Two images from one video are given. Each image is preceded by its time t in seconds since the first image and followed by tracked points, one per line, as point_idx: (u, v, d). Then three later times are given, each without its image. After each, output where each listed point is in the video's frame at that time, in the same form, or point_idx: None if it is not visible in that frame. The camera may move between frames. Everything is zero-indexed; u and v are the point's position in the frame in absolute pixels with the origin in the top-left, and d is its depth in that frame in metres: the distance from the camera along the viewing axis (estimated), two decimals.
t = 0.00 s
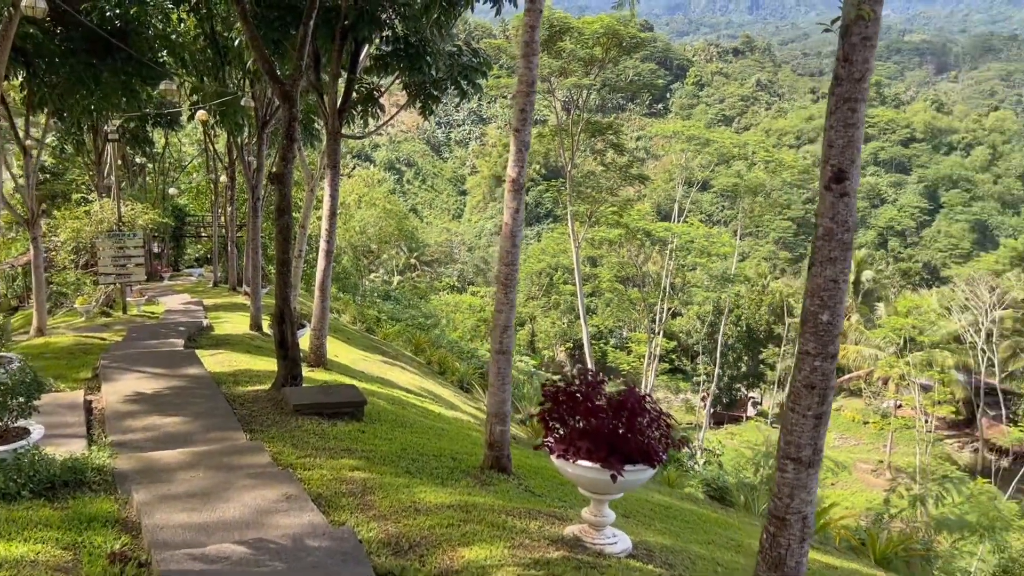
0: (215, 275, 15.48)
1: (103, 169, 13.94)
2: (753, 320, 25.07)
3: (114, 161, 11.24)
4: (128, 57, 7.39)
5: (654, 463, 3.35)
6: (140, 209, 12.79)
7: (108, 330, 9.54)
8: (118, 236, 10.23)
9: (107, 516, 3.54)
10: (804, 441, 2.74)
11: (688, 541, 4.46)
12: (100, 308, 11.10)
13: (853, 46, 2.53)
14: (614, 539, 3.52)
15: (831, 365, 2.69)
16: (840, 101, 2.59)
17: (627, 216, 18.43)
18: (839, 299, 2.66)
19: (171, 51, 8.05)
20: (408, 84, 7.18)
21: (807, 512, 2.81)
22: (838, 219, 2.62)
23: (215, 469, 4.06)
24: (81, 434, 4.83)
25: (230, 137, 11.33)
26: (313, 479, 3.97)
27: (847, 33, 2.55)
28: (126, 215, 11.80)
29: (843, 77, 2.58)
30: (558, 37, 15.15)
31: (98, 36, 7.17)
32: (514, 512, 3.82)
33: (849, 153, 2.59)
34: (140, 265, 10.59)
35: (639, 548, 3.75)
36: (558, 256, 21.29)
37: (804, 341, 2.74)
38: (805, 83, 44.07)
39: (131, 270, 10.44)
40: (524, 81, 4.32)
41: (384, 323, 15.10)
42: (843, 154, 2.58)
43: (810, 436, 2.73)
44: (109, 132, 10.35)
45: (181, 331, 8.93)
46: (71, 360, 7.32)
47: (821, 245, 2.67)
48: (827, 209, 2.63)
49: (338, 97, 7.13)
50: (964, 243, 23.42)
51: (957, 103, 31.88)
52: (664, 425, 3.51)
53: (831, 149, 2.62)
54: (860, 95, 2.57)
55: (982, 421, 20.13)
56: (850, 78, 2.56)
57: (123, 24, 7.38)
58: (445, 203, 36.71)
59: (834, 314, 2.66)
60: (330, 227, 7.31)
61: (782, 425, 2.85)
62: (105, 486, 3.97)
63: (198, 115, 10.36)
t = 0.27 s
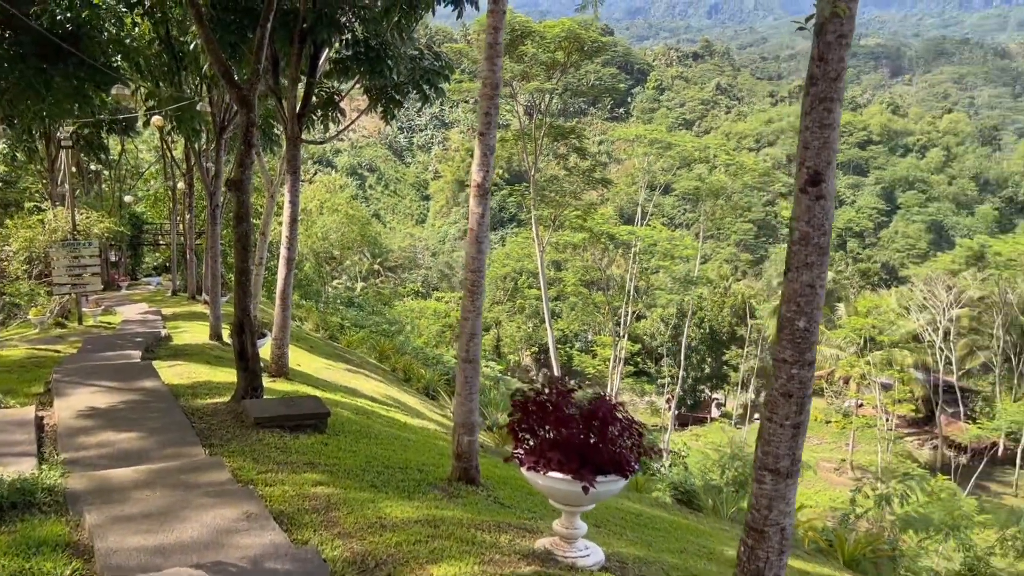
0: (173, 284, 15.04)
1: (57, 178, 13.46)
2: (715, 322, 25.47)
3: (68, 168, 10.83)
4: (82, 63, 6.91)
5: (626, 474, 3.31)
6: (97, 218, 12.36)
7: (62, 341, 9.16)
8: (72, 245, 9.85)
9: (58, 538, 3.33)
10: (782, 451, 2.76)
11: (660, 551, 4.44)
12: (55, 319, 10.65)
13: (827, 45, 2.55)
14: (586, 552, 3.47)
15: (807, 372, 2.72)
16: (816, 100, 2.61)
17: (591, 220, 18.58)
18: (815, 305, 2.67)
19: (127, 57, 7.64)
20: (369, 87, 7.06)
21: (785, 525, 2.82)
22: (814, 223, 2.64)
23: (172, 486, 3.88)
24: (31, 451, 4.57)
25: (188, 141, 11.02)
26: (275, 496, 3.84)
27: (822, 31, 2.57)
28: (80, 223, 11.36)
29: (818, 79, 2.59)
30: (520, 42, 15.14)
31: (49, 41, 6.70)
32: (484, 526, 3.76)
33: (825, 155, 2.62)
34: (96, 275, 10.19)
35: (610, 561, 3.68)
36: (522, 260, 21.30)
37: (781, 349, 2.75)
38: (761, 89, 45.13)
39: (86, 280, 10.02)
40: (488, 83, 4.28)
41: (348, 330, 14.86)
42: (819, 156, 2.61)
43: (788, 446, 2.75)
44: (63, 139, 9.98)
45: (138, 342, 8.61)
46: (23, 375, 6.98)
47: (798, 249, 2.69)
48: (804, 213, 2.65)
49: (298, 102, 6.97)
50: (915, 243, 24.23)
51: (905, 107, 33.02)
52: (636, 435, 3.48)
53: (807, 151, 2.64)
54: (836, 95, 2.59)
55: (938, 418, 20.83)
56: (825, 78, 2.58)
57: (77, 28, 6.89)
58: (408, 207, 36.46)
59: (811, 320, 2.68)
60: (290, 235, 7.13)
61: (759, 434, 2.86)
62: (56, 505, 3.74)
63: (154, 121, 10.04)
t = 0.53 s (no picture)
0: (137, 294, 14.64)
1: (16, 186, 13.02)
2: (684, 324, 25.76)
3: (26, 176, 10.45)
4: (40, 70, 6.64)
5: (606, 487, 3.28)
6: (57, 227, 11.98)
7: (22, 354, 8.81)
8: (30, 255, 9.47)
9: (14, 565, 3.13)
10: (771, 465, 2.72)
11: (642, 564, 4.41)
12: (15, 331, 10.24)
13: (814, 46, 2.53)
14: (568, 567, 3.41)
15: (797, 385, 2.68)
16: (803, 105, 2.57)
17: (559, 224, 18.65)
18: (804, 314, 2.65)
19: (86, 63, 7.41)
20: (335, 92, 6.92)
21: (775, 541, 2.79)
22: (802, 230, 2.60)
23: (135, 507, 3.70)
24: None
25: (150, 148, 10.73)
26: (244, 516, 3.73)
27: (808, 33, 2.54)
28: (38, 233, 10.97)
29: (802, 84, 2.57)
30: (487, 46, 15.08)
31: (4, 46, 6.46)
32: (461, 544, 3.72)
33: (812, 160, 2.59)
34: (58, 285, 9.82)
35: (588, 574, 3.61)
36: (492, 265, 21.26)
37: (769, 360, 2.71)
38: (725, 93, 45.91)
39: (47, 291, 9.65)
40: (460, 87, 4.22)
41: (316, 338, 14.61)
42: (807, 161, 2.58)
43: (778, 460, 2.72)
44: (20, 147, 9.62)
45: (101, 354, 8.31)
46: None
47: (785, 257, 2.64)
48: (792, 219, 2.61)
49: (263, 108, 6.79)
50: (877, 244, 24.81)
51: (863, 111, 33.89)
52: (618, 448, 3.45)
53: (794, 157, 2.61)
54: (823, 98, 2.55)
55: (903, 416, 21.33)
56: (812, 81, 2.55)
57: (32, 34, 6.66)
58: (376, 213, 36.17)
59: (800, 330, 2.64)
60: (257, 244, 6.97)
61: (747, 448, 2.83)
62: (11, 533, 3.52)
63: (115, 128, 9.74)
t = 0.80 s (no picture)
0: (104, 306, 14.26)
1: None
2: (656, 329, 26.02)
3: None
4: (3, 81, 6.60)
5: (594, 503, 3.26)
6: (20, 238, 11.64)
7: None
8: None
9: None
10: (770, 482, 2.81)
11: None
12: None
13: (811, 52, 2.73)
14: None
15: (796, 400, 2.78)
16: (800, 112, 2.75)
17: (532, 231, 18.75)
18: (803, 326, 2.76)
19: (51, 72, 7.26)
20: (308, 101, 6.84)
21: (774, 561, 2.85)
22: (800, 238, 2.74)
23: (105, 531, 3.56)
24: None
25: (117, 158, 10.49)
26: (222, 538, 3.62)
27: (805, 39, 2.74)
28: (2, 245, 10.63)
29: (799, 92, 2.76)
30: (460, 55, 15.14)
31: None
32: (447, 563, 3.67)
33: (811, 168, 2.73)
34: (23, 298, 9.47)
35: None
36: (466, 273, 21.20)
37: (769, 375, 2.80)
38: (693, 101, 46.57)
39: (12, 304, 9.28)
40: (439, 97, 4.23)
41: (289, 349, 14.39)
42: (805, 170, 2.73)
43: (777, 477, 2.81)
44: None
45: (68, 369, 8.06)
46: None
47: (783, 268, 2.75)
48: (791, 229, 2.74)
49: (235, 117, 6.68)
50: (843, 249, 25.38)
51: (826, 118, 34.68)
52: (605, 463, 3.42)
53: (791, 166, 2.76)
54: (819, 107, 2.74)
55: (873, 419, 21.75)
56: (809, 89, 2.74)
57: None
58: (347, 221, 35.93)
59: (799, 343, 2.74)
60: (228, 256, 6.83)
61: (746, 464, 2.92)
62: None
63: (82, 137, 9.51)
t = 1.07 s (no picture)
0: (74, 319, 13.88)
1: None
2: (634, 338, 26.16)
3: None
4: None
5: (584, 517, 3.25)
6: None
7: None
8: None
9: None
10: (770, 496, 2.73)
11: None
12: None
13: (809, 54, 2.62)
14: None
15: (796, 411, 2.70)
16: (798, 116, 2.65)
17: (509, 240, 18.83)
18: (802, 334, 2.67)
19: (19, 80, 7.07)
20: (281, 109, 6.69)
21: None
22: (799, 243, 2.64)
23: (76, 554, 3.40)
24: None
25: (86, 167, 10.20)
26: (200, 558, 3.51)
27: (803, 39, 2.63)
28: None
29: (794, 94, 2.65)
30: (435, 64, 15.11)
31: None
32: None
33: (809, 173, 2.63)
34: None
35: None
36: (443, 282, 21.08)
37: (768, 387, 2.72)
38: (667, 110, 47.11)
39: None
40: (420, 104, 4.18)
41: (265, 361, 14.13)
42: (802, 175, 2.62)
43: (777, 491, 2.73)
44: None
45: (39, 385, 7.79)
46: None
47: (782, 276, 2.67)
48: (789, 236, 2.65)
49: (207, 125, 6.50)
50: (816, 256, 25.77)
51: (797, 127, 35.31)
52: (593, 476, 3.40)
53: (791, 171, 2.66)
54: (817, 109, 2.64)
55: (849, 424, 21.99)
56: (807, 90, 2.63)
57: None
58: (323, 231, 35.61)
59: (798, 352, 2.66)
60: (202, 268, 6.67)
61: (745, 478, 2.84)
62: None
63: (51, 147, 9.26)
